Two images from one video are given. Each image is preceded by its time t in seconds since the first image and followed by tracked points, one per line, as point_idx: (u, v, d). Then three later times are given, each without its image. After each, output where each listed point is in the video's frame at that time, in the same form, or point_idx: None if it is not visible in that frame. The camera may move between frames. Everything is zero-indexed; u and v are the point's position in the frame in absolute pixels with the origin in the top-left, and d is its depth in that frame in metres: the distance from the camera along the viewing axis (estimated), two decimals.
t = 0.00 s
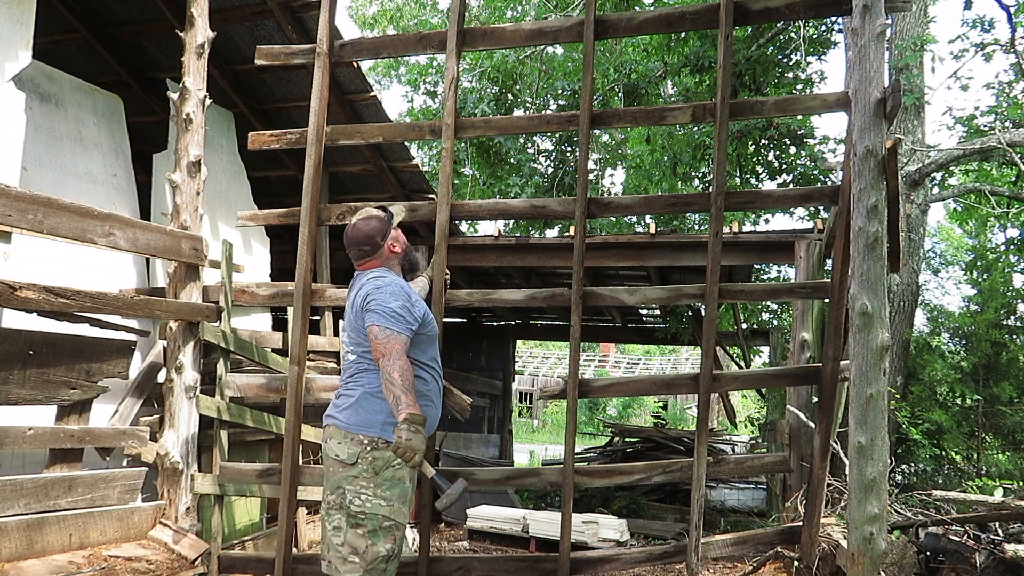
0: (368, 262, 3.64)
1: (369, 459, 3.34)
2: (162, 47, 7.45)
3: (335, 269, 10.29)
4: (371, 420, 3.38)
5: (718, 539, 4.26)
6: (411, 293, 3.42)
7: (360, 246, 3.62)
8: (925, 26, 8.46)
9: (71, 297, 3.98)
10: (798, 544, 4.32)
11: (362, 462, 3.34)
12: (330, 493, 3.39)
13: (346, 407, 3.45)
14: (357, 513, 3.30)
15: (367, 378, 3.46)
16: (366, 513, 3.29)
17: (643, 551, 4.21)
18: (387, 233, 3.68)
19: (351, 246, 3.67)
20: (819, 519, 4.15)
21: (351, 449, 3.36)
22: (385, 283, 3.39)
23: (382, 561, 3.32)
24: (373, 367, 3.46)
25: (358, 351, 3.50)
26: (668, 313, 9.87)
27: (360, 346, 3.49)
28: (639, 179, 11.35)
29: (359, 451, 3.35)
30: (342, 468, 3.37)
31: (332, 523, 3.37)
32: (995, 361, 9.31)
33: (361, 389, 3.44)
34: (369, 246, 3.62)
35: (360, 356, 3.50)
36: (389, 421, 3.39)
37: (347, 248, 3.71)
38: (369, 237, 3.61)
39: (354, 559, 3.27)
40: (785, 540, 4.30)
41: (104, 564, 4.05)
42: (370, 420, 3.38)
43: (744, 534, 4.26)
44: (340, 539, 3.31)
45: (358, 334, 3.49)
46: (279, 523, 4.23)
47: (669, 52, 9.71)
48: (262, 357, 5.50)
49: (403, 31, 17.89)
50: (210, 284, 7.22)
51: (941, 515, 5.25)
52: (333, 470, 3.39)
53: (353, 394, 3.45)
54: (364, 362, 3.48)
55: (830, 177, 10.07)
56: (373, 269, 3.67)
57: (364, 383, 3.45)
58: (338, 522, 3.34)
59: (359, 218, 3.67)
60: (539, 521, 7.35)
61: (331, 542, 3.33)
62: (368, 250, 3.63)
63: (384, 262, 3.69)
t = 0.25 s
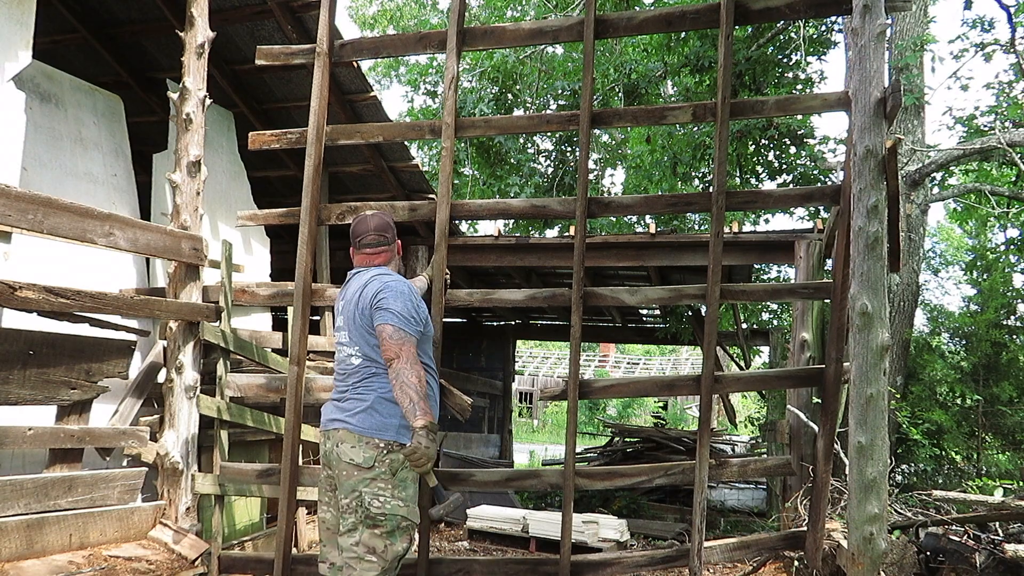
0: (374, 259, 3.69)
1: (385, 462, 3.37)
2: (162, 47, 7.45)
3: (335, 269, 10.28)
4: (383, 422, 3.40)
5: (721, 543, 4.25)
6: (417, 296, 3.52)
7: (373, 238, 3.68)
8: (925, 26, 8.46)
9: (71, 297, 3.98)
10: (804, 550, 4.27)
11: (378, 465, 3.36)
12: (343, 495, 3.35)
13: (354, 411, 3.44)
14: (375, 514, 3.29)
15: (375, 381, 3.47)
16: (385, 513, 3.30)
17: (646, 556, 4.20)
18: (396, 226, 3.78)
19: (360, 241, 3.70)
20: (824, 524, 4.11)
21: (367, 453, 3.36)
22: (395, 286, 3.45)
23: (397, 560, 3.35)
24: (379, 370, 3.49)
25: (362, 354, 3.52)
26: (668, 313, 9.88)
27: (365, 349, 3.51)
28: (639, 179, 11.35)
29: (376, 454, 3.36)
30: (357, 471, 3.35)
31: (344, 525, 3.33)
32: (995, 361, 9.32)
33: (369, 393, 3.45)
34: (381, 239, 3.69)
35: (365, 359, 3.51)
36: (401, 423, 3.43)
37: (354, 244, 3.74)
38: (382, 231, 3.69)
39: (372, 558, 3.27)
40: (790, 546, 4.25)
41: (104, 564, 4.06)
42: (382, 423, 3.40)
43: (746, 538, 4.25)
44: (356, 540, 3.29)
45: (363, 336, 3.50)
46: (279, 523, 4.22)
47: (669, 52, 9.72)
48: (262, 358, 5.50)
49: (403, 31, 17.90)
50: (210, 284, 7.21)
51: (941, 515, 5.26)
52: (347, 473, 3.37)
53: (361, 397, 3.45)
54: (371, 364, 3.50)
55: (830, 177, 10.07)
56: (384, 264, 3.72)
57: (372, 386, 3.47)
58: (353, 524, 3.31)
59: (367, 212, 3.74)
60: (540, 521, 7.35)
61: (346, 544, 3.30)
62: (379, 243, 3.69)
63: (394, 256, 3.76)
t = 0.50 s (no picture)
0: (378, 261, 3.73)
1: (393, 462, 3.38)
2: (162, 47, 7.45)
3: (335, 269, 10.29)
4: (389, 423, 3.41)
5: (723, 546, 4.23)
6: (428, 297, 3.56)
7: (377, 239, 3.73)
8: (925, 26, 8.46)
9: (71, 297, 3.98)
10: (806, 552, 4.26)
11: (386, 466, 3.37)
12: (354, 496, 3.35)
13: (359, 412, 3.43)
14: (389, 514, 3.31)
15: (380, 381, 3.47)
16: (400, 513, 3.33)
17: (647, 556, 4.20)
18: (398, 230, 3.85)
19: (363, 243, 3.75)
20: (825, 526, 4.13)
21: (375, 454, 3.36)
22: (407, 286, 3.48)
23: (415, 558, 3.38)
24: (386, 371, 3.49)
25: (369, 354, 3.50)
26: (668, 313, 9.88)
27: (373, 349, 3.50)
28: (639, 179, 11.35)
29: (383, 455, 3.37)
30: (366, 473, 3.36)
31: (357, 526, 3.33)
32: (995, 361, 9.32)
33: (375, 394, 3.45)
34: (386, 240, 3.75)
35: (370, 359, 3.50)
36: (406, 424, 3.45)
37: (356, 247, 3.78)
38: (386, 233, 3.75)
39: (392, 557, 3.30)
40: (791, 548, 4.27)
41: (104, 565, 4.06)
42: (388, 424, 3.41)
43: (748, 541, 4.26)
44: (373, 540, 3.30)
45: (370, 336, 3.50)
46: (279, 522, 4.22)
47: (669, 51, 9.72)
48: (262, 357, 5.51)
49: (403, 31, 17.90)
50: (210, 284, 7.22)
51: (941, 515, 5.26)
52: (356, 475, 3.36)
53: (366, 397, 3.45)
54: (376, 365, 3.49)
55: (830, 177, 10.08)
56: (388, 265, 3.77)
57: (377, 387, 3.46)
58: (368, 524, 3.31)
59: (369, 216, 3.81)
60: (540, 521, 7.35)
61: (361, 545, 3.30)
62: (383, 245, 3.75)
63: (398, 258, 3.82)
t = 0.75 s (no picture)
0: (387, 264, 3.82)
1: (404, 466, 3.41)
2: (162, 47, 7.45)
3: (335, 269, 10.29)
4: (400, 426, 3.41)
5: (722, 544, 4.24)
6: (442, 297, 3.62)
7: (385, 241, 3.84)
8: (925, 26, 8.47)
9: (71, 297, 3.98)
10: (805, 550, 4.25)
11: (397, 469, 3.39)
12: (362, 498, 3.34)
13: (372, 414, 3.42)
14: (398, 517, 3.33)
15: (392, 383, 3.47)
16: (408, 516, 3.35)
17: (646, 555, 4.20)
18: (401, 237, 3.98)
19: (370, 248, 3.85)
20: (824, 525, 4.11)
21: (386, 457, 3.37)
22: (425, 287, 3.51)
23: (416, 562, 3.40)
24: (399, 371, 3.48)
25: (384, 354, 3.50)
26: (669, 313, 9.88)
27: (388, 348, 3.50)
28: (639, 179, 11.35)
29: (395, 458, 3.39)
30: (377, 475, 3.36)
31: (362, 527, 3.32)
32: (995, 361, 9.31)
33: (388, 395, 3.45)
34: (392, 243, 3.86)
35: (382, 360, 3.50)
36: (418, 426, 3.46)
37: (364, 251, 3.86)
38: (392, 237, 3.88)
39: (397, 560, 3.32)
40: (790, 546, 4.25)
41: (104, 565, 4.07)
42: (400, 426, 3.42)
43: (746, 539, 4.24)
44: (378, 542, 3.31)
45: (385, 337, 3.50)
46: (278, 523, 4.22)
47: (669, 52, 9.72)
48: (262, 357, 5.50)
49: (403, 31, 17.90)
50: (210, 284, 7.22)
51: (941, 515, 5.26)
52: (366, 476, 3.36)
53: (378, 399, 3.45)
54: (389, 365, 3.49)
55: (830, 177, 10.08)
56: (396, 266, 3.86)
57: (390, 388, 3.46)
58: (374, 526, 3.31)
59: (374, 223, 3.93)
60: (540, 521, 7.35)
61: (365, 546, 3.30)
62: (390, 248, 3.85)
63: (404, 263, 3.91)
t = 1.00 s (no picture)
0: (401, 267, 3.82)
1: (410, 470, 3.40)
2: (162, 47, 7.45)
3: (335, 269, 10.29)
4: (409, 430, 3.42)
5: (722, 543, 4.24)
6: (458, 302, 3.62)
7: (398, 245, 3.86)
8: (925, 26, 8.47)
9: (71, 297, 3.98)
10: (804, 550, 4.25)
11: (403, 473, 3.38)
12: (367, 500, 3.36)
13: (382, 417, 3.43)
14: (397, 522, 3.33)
15: (404, 387, 3.47)
16: (407, 522, 3.34)
17: (645, 555, 4.19)
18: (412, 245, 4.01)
19: (384, 253, 3.86)
20: (823, 524, 4.12)
21: (393, 460, 3.37)
22: (442, 292, 3.50)
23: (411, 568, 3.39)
24: (412, 375, 3.48)
25: (397, 357, 3.49)
26: (669, 313, 9.87)
27: (402, 352, 3.49)
28: (639, 179, 11.35)
29: (402, 462, 3.38)
30: (382, 479, 3.36)
31: (363, 529, 3.35)
32: (995, 361, 9.31)
33: (399, 399, 3.45)
34: (405, 248, 3.89)
35: (395, 364, 3.49)
36: (427, 431, 3.46)
37: (378, 256, 3.87)
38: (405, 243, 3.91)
39: (391, 565, 3.30)
40: (790, 547, 4.25)
41: (104, 565, 4.07)
42: (409, 430, 3.42)
43: (747, 539, 4.23)
44: (374, 545, 3.31)
45: (399, 341, 3.50)
46: (278, 523, 4.22)
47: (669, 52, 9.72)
48: (262, 357, 5.51)
49: (403, 31, 17.90)
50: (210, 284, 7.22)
51: (941, 515, 5.25)
52: (371, 479, 3.38)
53: (389, 402, 3.45)
54: (402, 369, 3.48)
55: (830, 177, 10.08)
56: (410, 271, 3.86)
57: (400, 392, 3.46)
58: (373, 529, 3.33)
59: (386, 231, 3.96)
60: (540, 521, 7.34)
61: (362, 548, 3.31)
62: (403, 252, 3.88)
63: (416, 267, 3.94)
